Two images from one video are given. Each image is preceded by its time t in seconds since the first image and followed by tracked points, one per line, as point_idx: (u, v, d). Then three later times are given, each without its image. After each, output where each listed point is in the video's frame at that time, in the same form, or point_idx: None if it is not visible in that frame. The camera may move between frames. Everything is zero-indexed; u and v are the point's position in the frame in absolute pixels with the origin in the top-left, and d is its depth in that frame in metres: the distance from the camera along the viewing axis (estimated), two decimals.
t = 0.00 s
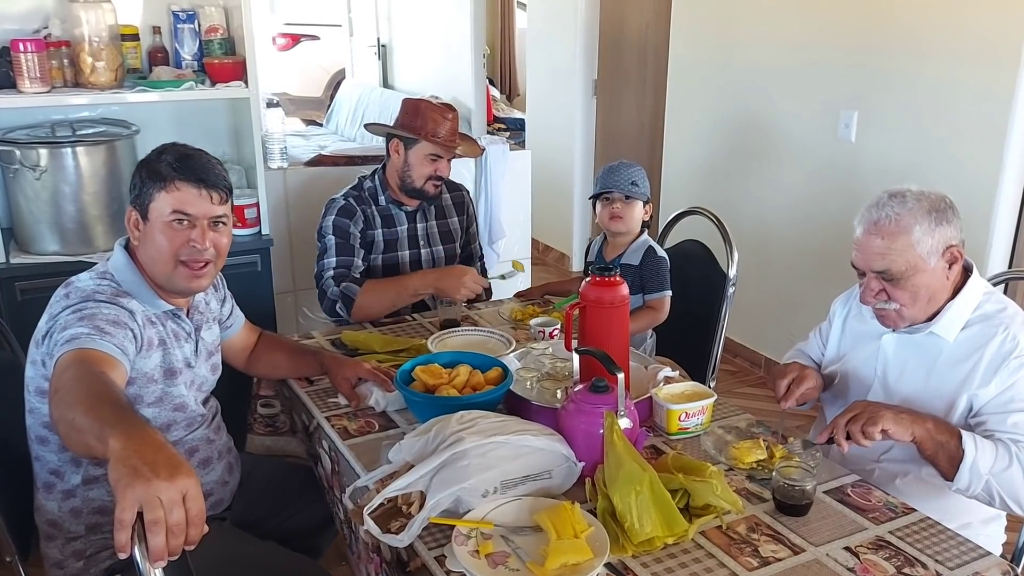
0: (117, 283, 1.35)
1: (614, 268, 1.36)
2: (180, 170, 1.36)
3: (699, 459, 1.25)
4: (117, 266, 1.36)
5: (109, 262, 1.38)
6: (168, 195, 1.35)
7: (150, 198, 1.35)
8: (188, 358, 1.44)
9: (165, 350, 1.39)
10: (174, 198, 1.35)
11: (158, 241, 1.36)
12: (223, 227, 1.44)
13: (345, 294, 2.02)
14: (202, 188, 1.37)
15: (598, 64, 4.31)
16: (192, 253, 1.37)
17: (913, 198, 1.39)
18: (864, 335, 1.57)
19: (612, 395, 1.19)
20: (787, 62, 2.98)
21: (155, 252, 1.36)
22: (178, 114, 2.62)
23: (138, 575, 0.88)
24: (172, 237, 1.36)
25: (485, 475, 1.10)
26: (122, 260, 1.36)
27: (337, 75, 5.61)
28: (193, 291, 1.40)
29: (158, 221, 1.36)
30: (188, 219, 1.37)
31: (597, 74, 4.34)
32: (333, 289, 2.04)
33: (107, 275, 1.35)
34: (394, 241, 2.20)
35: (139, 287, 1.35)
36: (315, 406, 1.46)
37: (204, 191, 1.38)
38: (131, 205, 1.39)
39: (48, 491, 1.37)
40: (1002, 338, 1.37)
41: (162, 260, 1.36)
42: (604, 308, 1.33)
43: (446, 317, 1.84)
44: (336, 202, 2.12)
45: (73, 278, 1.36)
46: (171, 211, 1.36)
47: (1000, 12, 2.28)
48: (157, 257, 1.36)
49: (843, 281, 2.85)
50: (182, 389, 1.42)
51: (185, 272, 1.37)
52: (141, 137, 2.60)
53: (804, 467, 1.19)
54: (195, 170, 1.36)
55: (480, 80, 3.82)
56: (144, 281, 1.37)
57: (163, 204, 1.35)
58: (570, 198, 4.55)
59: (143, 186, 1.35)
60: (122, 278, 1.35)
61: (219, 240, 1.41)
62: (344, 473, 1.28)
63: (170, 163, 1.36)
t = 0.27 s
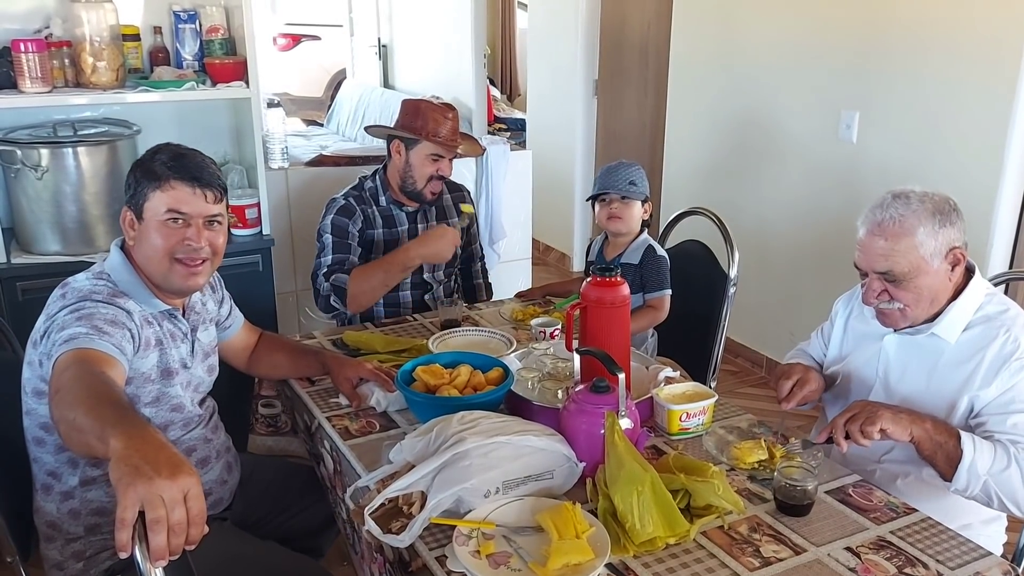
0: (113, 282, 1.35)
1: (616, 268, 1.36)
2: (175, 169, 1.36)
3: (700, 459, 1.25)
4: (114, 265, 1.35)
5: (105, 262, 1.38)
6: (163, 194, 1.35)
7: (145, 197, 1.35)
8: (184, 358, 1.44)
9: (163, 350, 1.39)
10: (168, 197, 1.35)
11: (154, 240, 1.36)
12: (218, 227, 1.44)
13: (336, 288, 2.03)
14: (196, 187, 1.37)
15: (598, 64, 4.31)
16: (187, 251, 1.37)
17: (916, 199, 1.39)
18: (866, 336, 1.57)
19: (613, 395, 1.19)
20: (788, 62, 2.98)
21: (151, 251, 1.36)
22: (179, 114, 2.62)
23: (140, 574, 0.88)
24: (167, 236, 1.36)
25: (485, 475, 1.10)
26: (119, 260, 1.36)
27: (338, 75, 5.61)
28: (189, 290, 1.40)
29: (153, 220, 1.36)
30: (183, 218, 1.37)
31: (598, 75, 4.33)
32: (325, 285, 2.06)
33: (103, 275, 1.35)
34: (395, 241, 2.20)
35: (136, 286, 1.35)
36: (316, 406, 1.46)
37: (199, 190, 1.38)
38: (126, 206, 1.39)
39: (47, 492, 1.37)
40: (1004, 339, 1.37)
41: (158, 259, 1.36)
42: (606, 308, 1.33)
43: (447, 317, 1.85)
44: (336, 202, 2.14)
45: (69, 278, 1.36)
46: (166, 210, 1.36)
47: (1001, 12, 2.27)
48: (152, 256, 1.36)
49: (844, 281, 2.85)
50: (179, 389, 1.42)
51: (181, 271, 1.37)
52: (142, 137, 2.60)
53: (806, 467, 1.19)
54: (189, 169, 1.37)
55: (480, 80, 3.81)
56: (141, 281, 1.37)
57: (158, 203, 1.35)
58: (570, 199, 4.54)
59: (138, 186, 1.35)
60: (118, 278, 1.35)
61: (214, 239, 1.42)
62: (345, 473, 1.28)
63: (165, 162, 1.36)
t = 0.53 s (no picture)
0: (110, 281, 1.35)
1: (615, 268, 1.36)
2: (172, 169, 1.36)
3: (700, 459, 1.25)
4: (111, 265, 1.35)
5: (102, 262, 1.38)
6: (160, 195, 1.35)
7: (142, 197, 1.35)
8: (182, 358, 1.43)
9: (160, 350, 1.39)
10: (166, 197, 1.35)
11: (150, 240, 1.35)
12: (216, 227, 1.44)
13: (342, 277, 2.04)
14: (194, 187, 1.37)
15: (597, 64, 4.30)
16: (184, 251, 1.37)
17: (916, 198, 1.39)
18: (865, 335, 1.57)
19: (613, 394, 1.18)
20: (787, 62, 2.98)
21: (147, 250, 1.36)
22: (178, 114, 2.62)
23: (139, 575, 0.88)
24: (164, 236, 1.36)
25: (485, 475, 1.10)
26: (115, 260, 1.36)
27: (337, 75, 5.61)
28: (186, 290, 1.40)
29: (150, 220, 1.36)
30: (180, 218, 1.37)
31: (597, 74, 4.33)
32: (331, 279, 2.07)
33: (100, 274, 1.35)
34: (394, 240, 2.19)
35: (133, 286, 1.35)
36: (315, 405, 1.46)
37: (196, 190, 1.38)
38: (124, 206, 1.39)
39: (45, 493, 1.37)
40: (1003, 339, 1.37)
41: (154, 259, 1.35)
42: (605, 308, 1.33)
43: (447, 317, 1.84)
44: (334, 201, 2.13)
45: (67, 278, 1.36)
46: (163, 210, 1.35)
47: (1000, 12, 2.28)
48: (149, 255, 1.36)
49: (844, 280, 2.85)
50: (176, 389, 1.42)
51: (177, 270, 1.36)
52: (141, 137, 2.60)
53: (806, 467, 1.19)
54: (187, 169, 1.37)
55: (479, 79, 3.81)
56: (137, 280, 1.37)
57: (155, 203, 1.35)
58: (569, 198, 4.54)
59: (135, 186, 1.35)
60: (115, 277, 1.34)
61: (211, 239, 1.41)
62: (344, 473, 1.28)
63: (162, 163, 1.36)
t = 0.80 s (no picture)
0: (107, 280, 1.35)
1: (613, 268, 1.36)
2: (172, 169, 1.36)
3: (698, 459, 1.25)
4: (109, 265, 1.35)
5: (100, 261, 1.38)
6: (160, 194, 1.35)
7: (141, 196, 1.35)
8: (180, 358, 1.43)
9: (158, 350, 1.38)
10: (165, 196, 1.35)
11: (149, 239, 1.35)
12: (215, 227, 1.44)
13: (349, 273, 2.05)
14: (193, 187, 1.37)
15: (596, 64, 4.30)
16: (183, 250, 1.37)
17: (914, 198, 1.39)
18: (863, 335, 1.57)
19: (611, 395, 1.18)
20: (786, 63, 2.98)
21: (146, 250, 1.35)
22: (177, 114, 2.62)
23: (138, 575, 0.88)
24: (162, 235, 1.36)
25: (483, 475, 1.10)
26: (114, 259, 1.36)
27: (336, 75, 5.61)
28: (184, 289, 1.40)
29: (149, 219, 1.35)
30: (179, 217, 1.37)
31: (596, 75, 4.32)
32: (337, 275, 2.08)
33: (98, 273, 1.35)
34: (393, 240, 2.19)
35: (130, 285, 1.35)
36: (313, 405, 1.46)
37: (196, 190, 1.38)
38: (123, 205, 1.39)
39: (43, 494, 1.37)
40: (1001, 338, 1.37)
41: (153, 258, 1.35)
42: (604, 308, 1.33)
43: (445, 317, 1.84)
44: (334, 201, 2.13)
45: (65, 277, 1.36)
46: (162, 209, 1.35)
47: (998, 12, 2.28)
48: (147, 255, 1.35)
49: (843, 280, 2.85)
50: (174, 389, 1.42)
51: (175, 270, 1.36)
52: (140, 138, 2.60)
53: (804, 467, 1.19)
54: (187, 169, 1.37)
55: (479, 79, 3.81)
56: (135, 279, 1.37)
57: (154, 202, 1.35)
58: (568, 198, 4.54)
59: (135, 185, 1.35)
60: (113, 276, 1.34)
61: (210, 239, 1.41)
62: (343, 474, 1.28)
63: (162, 162, 1.36)
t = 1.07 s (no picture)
0: (108, 283, 1.35)
1: (612, 269, 1.36)
2: (173, 173, 1.36)
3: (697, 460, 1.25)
4: (109, 268, 1.36)
5: (101, 263, 1.38)
6: (161, 199, 1.35)
7: (142, 201, 1.35)
8: (181, 360, 1.43)
9: (158, 352, 1.39)
10: (166, 201, 1.35)
11: (150, 243, 1.36)
12: (216, 231, 1.44)
13: (352, 285, 2.01)
14: (195, 192, 1.37)
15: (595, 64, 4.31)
16: (184, 255, 1.37)
17: (913, 198, 1.39)
18: (861, 335, 1.58)
19: (610, 395, 1.18)
20: (785, 63, 2.98)
21: (147, 253, 1.36)
22: (176, 115, 2.62)
23: None
24: (164, 239, 1.36)
25: (483, 476, 1.10)
26: (115, 262, 1.36)
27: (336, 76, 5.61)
28: (185, 293, 1.40)
29: (150, 223, 1.36)
30: (180, 222, 1.37)
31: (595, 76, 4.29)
32: (340, 284, 2.05)
33: (99, 276, 1.35)
34: (393, 241, 2.20)
35: (131, 288, 1.35)
36: (312, 406, 1.47)
37: (197, 195, 1.38)
38: (124, 208, 1.40)
39: (43, 495, 1.37)
40: (999, 339, 1.37)
41: (154, 262, 1.36)
42: (603, 309, 1.33)
43: (444, 318, 1.85)
44: (334, 203, 2.12)
45: (66, 279, 1.36)
46: (163, 214, 1.36)
47: (996, 13, 2.28)
48: (148, 259, 1.36)
49: (842, 281, 2.85)
50: (174, 392, 1.42)
51: (177, 273, 1.37)
52: (139, 139, 2.60)
53: (803, 466, 1.19)
54: (188, 174, 1.37)
55: (478, 80, 3.81)
56: (136, 282, 1.37)
57: (155, 207, 1.35)
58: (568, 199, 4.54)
59: (136, 189, 1.35)
60: (113, 279, 1.35)
61: (211, 244, 1.42)
62: (343, 475, 1.28)
63: (163, 166, 1.36)
